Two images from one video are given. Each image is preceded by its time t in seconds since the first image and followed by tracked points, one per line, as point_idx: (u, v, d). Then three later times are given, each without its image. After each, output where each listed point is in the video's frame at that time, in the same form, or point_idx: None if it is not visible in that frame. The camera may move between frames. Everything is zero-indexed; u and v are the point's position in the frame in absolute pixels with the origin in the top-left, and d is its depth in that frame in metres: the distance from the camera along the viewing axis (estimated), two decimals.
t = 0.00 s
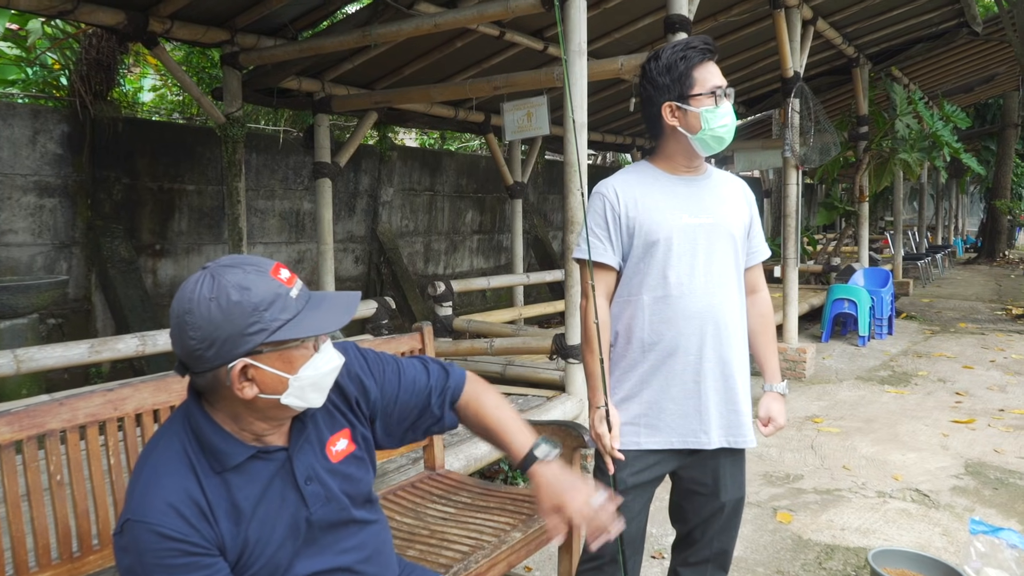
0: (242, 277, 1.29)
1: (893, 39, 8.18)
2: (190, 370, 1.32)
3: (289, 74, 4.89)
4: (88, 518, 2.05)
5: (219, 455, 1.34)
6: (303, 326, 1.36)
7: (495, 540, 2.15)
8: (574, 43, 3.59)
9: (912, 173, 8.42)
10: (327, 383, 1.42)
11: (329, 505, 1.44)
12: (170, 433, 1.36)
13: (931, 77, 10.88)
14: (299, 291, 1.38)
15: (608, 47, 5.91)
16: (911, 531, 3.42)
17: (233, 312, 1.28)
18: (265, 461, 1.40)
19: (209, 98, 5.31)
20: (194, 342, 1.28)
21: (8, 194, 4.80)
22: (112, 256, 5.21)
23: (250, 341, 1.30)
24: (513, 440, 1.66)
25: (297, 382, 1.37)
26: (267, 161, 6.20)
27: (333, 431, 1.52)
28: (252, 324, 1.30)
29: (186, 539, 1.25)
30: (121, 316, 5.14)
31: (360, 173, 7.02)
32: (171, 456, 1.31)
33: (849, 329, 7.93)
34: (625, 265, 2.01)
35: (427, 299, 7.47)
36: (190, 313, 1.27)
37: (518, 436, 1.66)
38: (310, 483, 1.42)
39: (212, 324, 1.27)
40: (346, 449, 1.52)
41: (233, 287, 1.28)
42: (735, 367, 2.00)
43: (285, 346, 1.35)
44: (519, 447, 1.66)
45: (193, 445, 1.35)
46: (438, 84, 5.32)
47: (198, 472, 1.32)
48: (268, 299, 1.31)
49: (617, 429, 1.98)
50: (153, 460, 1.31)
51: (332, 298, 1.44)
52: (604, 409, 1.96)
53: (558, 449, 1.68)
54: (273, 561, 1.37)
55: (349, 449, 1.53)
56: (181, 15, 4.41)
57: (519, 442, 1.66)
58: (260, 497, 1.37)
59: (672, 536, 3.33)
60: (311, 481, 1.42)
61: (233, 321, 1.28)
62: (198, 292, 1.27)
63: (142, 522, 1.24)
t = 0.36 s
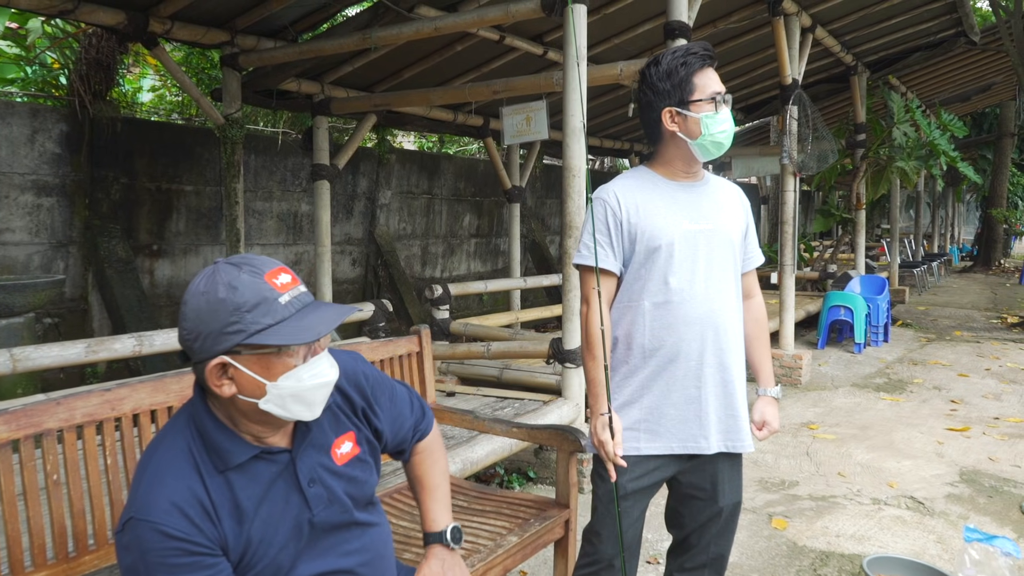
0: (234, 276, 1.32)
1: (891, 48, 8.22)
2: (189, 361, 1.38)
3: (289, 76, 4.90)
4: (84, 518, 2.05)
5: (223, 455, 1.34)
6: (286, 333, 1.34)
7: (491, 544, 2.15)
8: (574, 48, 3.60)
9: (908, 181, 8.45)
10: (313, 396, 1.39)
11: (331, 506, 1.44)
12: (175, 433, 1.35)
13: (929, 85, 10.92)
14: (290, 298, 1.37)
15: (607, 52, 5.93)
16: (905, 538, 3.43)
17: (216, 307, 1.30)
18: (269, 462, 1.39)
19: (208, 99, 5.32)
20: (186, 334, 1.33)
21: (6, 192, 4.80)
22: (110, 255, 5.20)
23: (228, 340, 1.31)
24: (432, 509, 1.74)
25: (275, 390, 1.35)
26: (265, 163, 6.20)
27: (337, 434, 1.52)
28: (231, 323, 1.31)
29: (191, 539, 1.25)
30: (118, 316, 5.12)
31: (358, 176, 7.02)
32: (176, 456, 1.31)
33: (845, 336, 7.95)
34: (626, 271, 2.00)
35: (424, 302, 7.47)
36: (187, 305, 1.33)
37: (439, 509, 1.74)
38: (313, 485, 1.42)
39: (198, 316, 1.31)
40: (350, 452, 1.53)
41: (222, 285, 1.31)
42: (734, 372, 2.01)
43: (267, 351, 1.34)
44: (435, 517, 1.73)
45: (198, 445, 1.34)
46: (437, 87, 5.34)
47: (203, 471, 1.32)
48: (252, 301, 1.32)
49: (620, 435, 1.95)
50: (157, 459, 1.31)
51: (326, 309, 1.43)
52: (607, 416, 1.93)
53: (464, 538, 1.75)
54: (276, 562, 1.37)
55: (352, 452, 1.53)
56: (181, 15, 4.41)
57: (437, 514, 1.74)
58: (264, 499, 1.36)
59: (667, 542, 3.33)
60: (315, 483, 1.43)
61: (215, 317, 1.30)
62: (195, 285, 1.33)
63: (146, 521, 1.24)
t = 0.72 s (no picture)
0: (257, 276, 1.34)
1: (892, 55, 8.23)
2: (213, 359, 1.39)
3: (292, 82, 4.91)
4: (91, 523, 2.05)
5: (245, 453, 1.35)
6: (306, 332, 1.35)
7: (496, 549, 2.16)
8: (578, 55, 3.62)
9: (910, 188, 8.46)
10: (334, 396, 1.40)
11: (347, 505, 1.46)
12: (196, 431, 1.37)
13: (930, 92, 10.94)
14: (311, 298, 1.38)
15: (610, 59, 5.95)
16: (909, 545, 3.42)
17: (240, 306, 1.32)
18: (288, 461, 1.41)
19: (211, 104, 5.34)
20: (209, 333, 1.34)
21: (10, 198, 4.81)
22: (113, 261, 5.21)
23: (250, 339, 1.32)
24: (436, 533, 1.77)
25: (294, 388, 1.36)
26: (268, 168, 6.21)
27: (354, 434, 1.53)
28: (254, 322, 1.32)
29: (212, 538, 1.26)
30: (121, 321, 5.12)
31: (361, 182, 7.04)
32: (199, 454, 1.32)
33: (848, 342, 7.95)
34: (629, 277, 2.01)
35: (426, 308, 7.47)
36: (210, 304, 1.35)
37: (441, 532, 1.77)
38: (330, 483, 1.43)
39: (222, 315, 1.33)
40: (365, 452, 1.54)
41: (246, 285, 1.33)
42: (736, 380, 2.01)
43: (288, 350, 1.36)
44: (437, 540, 1.77)
45: (219, 442, 1.35)
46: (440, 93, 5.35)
47: (225, 469, 1.33)
48: (274, 300, 1.34)
49: (622, 441, 1.96)
50: (181, 458, 1.32)
51: (346, 309, 1.44)
52: (608, 421, 1.94)
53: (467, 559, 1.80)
54: (295, 560, 1.38)
55: (368, 451, 1.54)
56: (185, 22, 4.43)
57: (440, 537, 1.77)
58: (284, 497, 1.38)
59: (671, 548, 3.33)
60: (332, 481, 1.44)
61: (238, 316, 1.32)
62: (220, 285, 1.35)
63: (168, 519, 1.25)
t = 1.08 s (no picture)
0: (277, 276, 1.35)
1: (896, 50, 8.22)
2: (227, 362, 1.39)
3: (297, 85, 4.94)
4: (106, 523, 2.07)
5: (260, 450, 1.37)
6: (332, 328, 1.39)
7: (507, 545, 2.17)
8: (582, 53, 3.63)
9: (916, 182, 8.44)
10: (356, 387, 1.44)
11: (360, 500, 1.47)
12: (210, 429, 1.39)
13: (935, 86, 10.92)
14: (332, 294, 1.42)
15: (613, 57, 5.96)
16: (918, 538, 3.42)
17: (266, 308, 1.33)
18: (302, 457, 1.42)
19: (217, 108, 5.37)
20: (230, 337, 1.34)
21: (19, 204, 4.85)
22: (122, 265, 5.24)
23: (279, 339, 1.35)
24: (448, 527, 1.78)
25: (323, 384, 1.39)
26: (274, 171, 6.24)
27: (365, 430, 1.55)
28: (282, 322, 1.34)
29: (229, 534, 1.28)
30: (130, 324, 5.17)
31: (366, 183, 7.06)
32: (214, 452, 1.34)
33: (855, 337, 7.94)
34: (634, 274, 2.02)
35: (432, 308, 7.50)
36: (228, 308, 1.34)
37: (452, 526, 1.79)
38: (344, 478, 1.45)
39: (245, 318, 1.33)
40: (377, 448, 1.55)
41: (268, 286, 1.34)
42: (742, 375, 2.02)
43: (315, 346, 1.39)
44: (448, 534, 1.78)
45: (233, 439, 1.37)
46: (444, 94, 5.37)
47: (240, 465, 1.35)
48: (299, 299, 1.36)
49: (623, 434, 1.98)
50: (197, 456, 1.33)
51: (364, 302, 1.48)
52: (611, 415, 1.96)
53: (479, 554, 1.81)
54: (310, 556, 1.39)
55: (379, 447, 1.56)
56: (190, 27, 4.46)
57: (451, 531, 1.79)
58: (298, 492, 1.40)
59: (680, 543, 3.34)
60: (345, 476, 1.45)
61: (264, 317, 1.33)
62: (236, 287, 1.34)
63: (186, 516, 1.27)
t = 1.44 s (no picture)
0: (276, 272, 1.37)
1: (897, 46, 8.22)
2: (225, 357, 1.40)
3: (298, 79, 4.95)
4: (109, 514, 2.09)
5: (258, 444, 1.39)
6: (330, 322, 1.41)
7: (505, 538, 2.19)
8: (583, 49, 3.64)
9: (916, 179, 8.45)
10: (353, 381, 1.45)
11: (358, 494, 1.49)
12: (209, 423, 1.40)
13: (936, 83, 10.92)
14: (330, 289, 1.44)
15: (614, 53, 5.96)
16: (914, 533, 3.45)
17: (265, 303, 1.35)
18: (300, 451, 1.44)
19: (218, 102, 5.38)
20: (228, 332, 1.36)
21: (20, 196, 4.86)
22: (123, 258, 5.26)
23: (278, 334, 1.36)
24: (448, 520, 1.81)
25: (322, 378, 1.41)
26: (275, 165, 6.25)
27: (362, 425, 1.57)
28: (281, 317, 1.36)
29: (228, 527, 1.30)
30: (130, 317, 5.19)
31: (367, 177, 7.08)
32: (212, 446, 1.36)
33: (853, 333, 7.96)
34: (633, 268, 2.04)
35: (432, 303, 7.52)
36: (226, 304, 1.36)
37: (452, 518, 1.81)
38: (341, 472, 1.47)
39: (244, 314, 1.34)
40: (374, 443, 1.57)
41: (267, 281, 1.36)
42: (741, 369, 2.03)
43: (313, 341, 1.41)
44: (447, 526, 1.81)
45: (231, 434, 1.39)
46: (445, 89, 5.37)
47: (238, 460, 1.37)
48: (298, 294, 1.38)
49: (619, 426, 2.01)
50: (195, 450, 1.35)
51: (361, 296, 1.50)
52: (608, 406, 1.99)
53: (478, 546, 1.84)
54: (308, 549, 1.42)
55: (377, 442, 1.58)
56: (192, 20, 4.46)
57: (451, 524, 1.81)
58: (296, 486, 1.42)
59: (677, 537, 3.37)
60: (342, 471, 1.47)
61: (263, 312, 1.35)
62: (234, 284, 1.36)
63: (185, 510, 1.29)
